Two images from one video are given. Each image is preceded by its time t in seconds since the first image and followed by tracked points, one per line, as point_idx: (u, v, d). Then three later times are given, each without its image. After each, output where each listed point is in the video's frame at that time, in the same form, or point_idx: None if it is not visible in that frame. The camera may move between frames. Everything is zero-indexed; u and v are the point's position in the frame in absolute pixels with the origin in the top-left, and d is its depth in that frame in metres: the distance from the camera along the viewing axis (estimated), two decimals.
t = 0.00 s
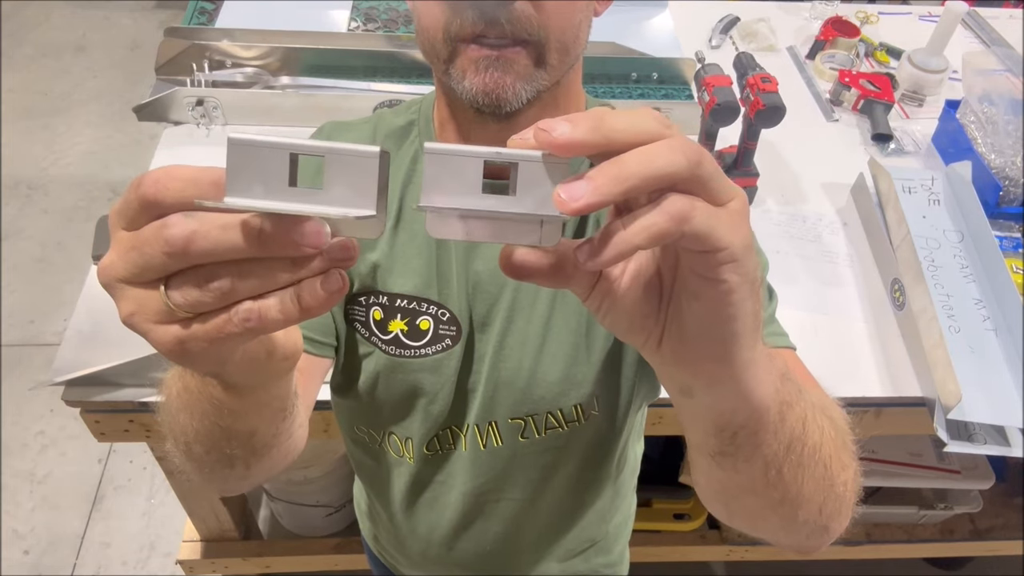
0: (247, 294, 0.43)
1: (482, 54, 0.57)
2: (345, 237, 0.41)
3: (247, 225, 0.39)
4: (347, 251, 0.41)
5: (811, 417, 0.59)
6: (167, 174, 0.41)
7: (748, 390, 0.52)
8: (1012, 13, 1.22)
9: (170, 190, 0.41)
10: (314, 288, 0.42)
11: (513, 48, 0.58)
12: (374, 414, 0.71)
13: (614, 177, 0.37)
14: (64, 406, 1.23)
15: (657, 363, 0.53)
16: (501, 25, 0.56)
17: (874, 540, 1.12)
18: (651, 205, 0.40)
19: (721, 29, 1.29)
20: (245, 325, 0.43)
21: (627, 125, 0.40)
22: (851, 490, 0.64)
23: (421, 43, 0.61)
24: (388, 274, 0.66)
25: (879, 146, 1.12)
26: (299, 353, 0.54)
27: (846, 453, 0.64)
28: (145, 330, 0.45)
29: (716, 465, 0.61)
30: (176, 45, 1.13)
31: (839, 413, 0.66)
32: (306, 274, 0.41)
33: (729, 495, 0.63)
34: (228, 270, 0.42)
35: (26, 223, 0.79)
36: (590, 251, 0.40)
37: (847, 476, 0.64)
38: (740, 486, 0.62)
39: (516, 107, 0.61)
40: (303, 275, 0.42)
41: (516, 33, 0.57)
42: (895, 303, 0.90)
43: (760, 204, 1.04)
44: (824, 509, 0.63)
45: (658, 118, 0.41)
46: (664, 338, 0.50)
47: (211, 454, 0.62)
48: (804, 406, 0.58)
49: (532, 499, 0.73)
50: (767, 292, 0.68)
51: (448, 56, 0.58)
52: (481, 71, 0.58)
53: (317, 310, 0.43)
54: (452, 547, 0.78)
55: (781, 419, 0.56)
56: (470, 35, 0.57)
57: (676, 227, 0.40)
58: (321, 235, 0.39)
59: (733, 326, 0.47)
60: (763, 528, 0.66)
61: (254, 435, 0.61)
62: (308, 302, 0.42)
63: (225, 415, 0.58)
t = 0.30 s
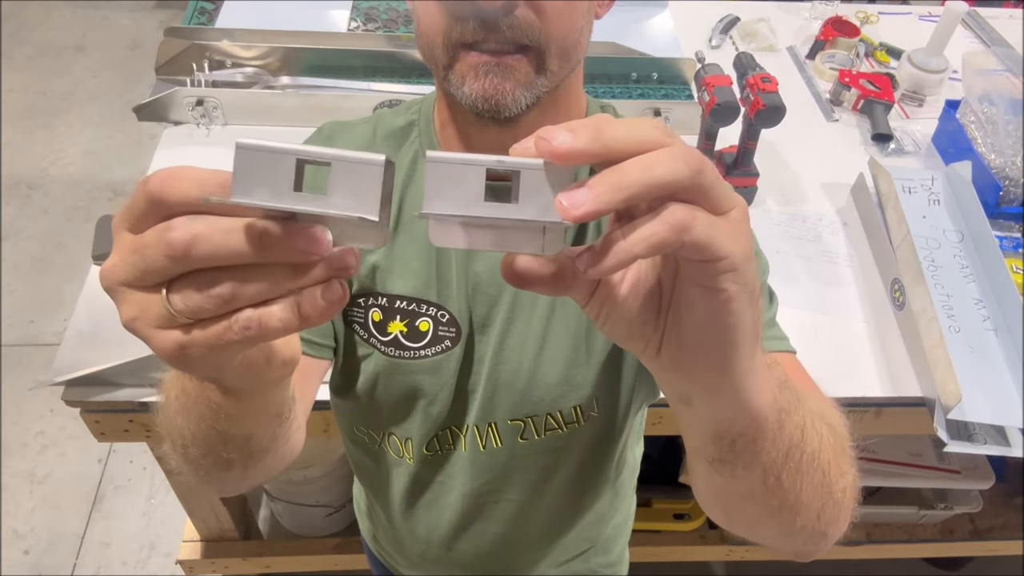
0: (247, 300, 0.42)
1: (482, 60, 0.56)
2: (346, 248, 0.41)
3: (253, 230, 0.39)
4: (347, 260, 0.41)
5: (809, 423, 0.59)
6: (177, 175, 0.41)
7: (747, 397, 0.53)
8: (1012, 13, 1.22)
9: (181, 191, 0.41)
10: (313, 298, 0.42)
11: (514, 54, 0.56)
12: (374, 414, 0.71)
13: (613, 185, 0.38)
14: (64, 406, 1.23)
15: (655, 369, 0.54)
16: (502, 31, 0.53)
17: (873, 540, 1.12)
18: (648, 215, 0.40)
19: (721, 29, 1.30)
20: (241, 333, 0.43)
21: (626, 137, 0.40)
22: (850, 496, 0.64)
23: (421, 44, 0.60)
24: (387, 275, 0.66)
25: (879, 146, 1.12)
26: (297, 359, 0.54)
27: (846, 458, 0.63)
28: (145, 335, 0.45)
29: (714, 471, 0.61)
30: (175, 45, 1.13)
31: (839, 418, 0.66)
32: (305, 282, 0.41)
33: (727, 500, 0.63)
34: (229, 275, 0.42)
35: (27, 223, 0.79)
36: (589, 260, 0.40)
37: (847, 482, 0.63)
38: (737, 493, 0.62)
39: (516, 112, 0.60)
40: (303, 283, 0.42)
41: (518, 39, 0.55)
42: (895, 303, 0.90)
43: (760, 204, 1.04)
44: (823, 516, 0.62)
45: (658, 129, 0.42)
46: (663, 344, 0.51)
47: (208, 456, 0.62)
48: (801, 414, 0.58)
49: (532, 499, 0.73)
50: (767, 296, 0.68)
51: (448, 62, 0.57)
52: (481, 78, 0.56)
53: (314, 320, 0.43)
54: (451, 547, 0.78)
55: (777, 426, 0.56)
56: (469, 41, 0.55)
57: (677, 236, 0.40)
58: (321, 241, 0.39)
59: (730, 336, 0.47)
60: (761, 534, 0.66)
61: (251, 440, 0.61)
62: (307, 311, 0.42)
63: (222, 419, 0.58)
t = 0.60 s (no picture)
0: (250, 309, 0.43)
1: (485, 65, 0.55)
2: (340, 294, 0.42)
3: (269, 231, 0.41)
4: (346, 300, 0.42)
5: (787, 455, 0.57)
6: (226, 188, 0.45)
7: (722, 439, 0.51)
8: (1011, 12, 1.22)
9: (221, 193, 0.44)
10: (301, 330, 0.43)
11: (516, 59, 0.55)
12: (371, 415, 0.71)
13: (590, 224, 0.42)
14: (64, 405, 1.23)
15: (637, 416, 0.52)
16: (505, 36, 0.54)
17: (873, 540, 1.12)
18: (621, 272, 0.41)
19: (720, 29, 1.30)
20: (231, 345, 0.43)
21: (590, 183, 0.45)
22: (833, 519, 0.62)
23: (422, 45, 0.60)
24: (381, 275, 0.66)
25: (879, 146, 1.12)
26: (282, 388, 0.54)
27: (831, 480, 0.61)
28: (153, 321, 0.46)
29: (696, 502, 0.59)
30: (175, 44, 1.13)
31: (832, 445, 0.62)
32: (302, 309, 0.43)
33: (708, 527, 0.62)
34: (241, 277, 0.43)
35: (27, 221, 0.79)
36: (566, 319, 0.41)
37: (830, 507, 0.61)
38: (717, 521, 0.60)
39: (519, 117, 0.59)
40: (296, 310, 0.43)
41: (520, 44, 0.54)
42: (895, 303, 0.90)
43: (760, 204, 1.04)
44: (803, 540, 0.61)
45: (621, 167, 0.47)
46: (643, 392, 0.50)
47: (198, 462, 0.62)
48: (778, 445, 0.56)
49: (531, 500, 0.74)
50: (765, 308, 0.67)
51: (451, 66, 0.57)
52: (483, 82, 0.56)
53: (292, 352, 0.43)
54: (450, 548, 0.78)
55: (755, 463, 0.54)
56: (473, 43, 0.55)
57: (649, 296, 0.41)
58: (314, 263, 0.41)
59: (702, 380, 0.47)
60: (741, 554, 0.65)
61: (234, 452, 0.61)
62: (291, 340, 0.43)
63: (208, 430, 0.57)
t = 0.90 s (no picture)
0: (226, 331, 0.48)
1: (483, 61, 0.55)
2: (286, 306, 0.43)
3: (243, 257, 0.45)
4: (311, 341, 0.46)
5: (757, 466, 0.57)
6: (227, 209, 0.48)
7: (688, 450, 0.52)
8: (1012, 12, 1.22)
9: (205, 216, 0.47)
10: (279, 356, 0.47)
11: (514, 57, 0.55)
12: (369, 415, 0.71)
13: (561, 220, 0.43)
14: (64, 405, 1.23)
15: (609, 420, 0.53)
16: (503, 35, 0.53)
17: (873, 540, 1.12)
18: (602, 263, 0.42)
19: (720, 29, 1.30)
20: (220, 354, 0.48)
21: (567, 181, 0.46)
22: (811, 533, 0.62)
23: (422, 44, 0.60)
24: (378, 275, 0.67)
25: (879, 146, 1.12)
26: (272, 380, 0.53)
27: (812, 492, 0.61)
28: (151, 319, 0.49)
29: (666, 508, 0.60)
30: (175, 44, 1.13)
31: (815, 458, 0.62)
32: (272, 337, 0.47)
33: (682, 533, 0.63)
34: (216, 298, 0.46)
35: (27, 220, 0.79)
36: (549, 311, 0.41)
37: (808, 518, 0.61)
38: (689, 528, 0.61)
39: (517, 116, 0.58)
40: (274, 325, 0.46)
41: (517, 43, 0.54)
42: (895, 303, 0.90)
43: (760, 204, 1.04)
44: (779, 550, 0.61)
45: (595, 166, 0.46)
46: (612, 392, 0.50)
47: (195, 451, 0.61)
48: (747, 455, 0.56)
49: (528, 501, 0.73)
50: (761, 314, 0.67)
51: (450, 63, 0.56)
52: (482, 79, 0.55)
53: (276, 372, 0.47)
54: (447, 548, 0.78)
55: (720, 472, 0.55)
56: (473, 43, 0.54)
57: (628, 290, 0.41)
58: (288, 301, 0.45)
59: (669, 385, 0.47)
60: (719, 562, 0.65)
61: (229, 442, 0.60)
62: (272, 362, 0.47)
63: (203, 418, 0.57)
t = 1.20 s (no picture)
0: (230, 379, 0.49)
1: (475, 58, 0.54)
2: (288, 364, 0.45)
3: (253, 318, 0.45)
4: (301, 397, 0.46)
5: (743, 446, 0.56)
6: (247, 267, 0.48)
7: (669, 424, 0.51)
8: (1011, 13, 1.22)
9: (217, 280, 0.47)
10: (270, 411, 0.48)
11: (505, 53, 0.53)
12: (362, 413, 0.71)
13: (540, 176, 0.45)
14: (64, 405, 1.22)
15: (588, 399, 0.53)
16: (495, 32, 0.52)
17: (873, 540, 1.12)
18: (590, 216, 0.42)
19: (721, 29, 1.30)
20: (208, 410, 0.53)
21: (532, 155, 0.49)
22: (805, 522, 0.61)
23: (416, 41, 0.58)
24: (369, 268, 0.67)
25: (879, 146, 1.12)
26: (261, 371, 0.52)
27: (804, 479, 0.60)
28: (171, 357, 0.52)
29: (651, 494, 0.58)
30: (175, 44, 1.13)
31: (806, 443, 0.61)
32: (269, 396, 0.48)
33: (671, 523, 0.61)
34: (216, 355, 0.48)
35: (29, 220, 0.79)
36: (533, 260, 0.40)
37: (800, 505, 0.60)
38: (677, 517, 0.59)
39: (508, 112, 0.58)
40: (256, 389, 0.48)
41: (508, 39, 0.53)
42: (895, 303, 0.90)
43: (760, 204, 1.04)
44: (770, 538, 0.60)
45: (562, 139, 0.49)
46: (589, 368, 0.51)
47: (184, 442, 0.60)
48: (731, 434, 0.56)
49: (524, 497, 0.73)
50: (756, 307, 0.67)
51: (444, 61, 0.55)
52: (473, 77, 0.55)
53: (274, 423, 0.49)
54: (444, 546, 0.78)
55: (703, 451, 0.54)
56: (464, 40, 0.53)
57: (615, 239, 0.42)
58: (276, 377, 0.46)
59: (648, 350, 0.47)
60: (712, 554, 0.64)
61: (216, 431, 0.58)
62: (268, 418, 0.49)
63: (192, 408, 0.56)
